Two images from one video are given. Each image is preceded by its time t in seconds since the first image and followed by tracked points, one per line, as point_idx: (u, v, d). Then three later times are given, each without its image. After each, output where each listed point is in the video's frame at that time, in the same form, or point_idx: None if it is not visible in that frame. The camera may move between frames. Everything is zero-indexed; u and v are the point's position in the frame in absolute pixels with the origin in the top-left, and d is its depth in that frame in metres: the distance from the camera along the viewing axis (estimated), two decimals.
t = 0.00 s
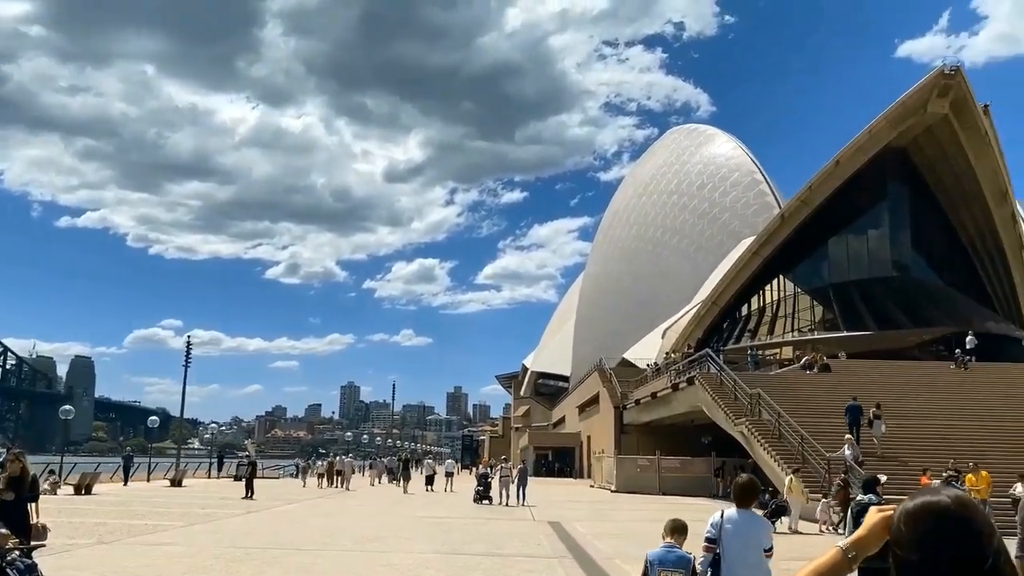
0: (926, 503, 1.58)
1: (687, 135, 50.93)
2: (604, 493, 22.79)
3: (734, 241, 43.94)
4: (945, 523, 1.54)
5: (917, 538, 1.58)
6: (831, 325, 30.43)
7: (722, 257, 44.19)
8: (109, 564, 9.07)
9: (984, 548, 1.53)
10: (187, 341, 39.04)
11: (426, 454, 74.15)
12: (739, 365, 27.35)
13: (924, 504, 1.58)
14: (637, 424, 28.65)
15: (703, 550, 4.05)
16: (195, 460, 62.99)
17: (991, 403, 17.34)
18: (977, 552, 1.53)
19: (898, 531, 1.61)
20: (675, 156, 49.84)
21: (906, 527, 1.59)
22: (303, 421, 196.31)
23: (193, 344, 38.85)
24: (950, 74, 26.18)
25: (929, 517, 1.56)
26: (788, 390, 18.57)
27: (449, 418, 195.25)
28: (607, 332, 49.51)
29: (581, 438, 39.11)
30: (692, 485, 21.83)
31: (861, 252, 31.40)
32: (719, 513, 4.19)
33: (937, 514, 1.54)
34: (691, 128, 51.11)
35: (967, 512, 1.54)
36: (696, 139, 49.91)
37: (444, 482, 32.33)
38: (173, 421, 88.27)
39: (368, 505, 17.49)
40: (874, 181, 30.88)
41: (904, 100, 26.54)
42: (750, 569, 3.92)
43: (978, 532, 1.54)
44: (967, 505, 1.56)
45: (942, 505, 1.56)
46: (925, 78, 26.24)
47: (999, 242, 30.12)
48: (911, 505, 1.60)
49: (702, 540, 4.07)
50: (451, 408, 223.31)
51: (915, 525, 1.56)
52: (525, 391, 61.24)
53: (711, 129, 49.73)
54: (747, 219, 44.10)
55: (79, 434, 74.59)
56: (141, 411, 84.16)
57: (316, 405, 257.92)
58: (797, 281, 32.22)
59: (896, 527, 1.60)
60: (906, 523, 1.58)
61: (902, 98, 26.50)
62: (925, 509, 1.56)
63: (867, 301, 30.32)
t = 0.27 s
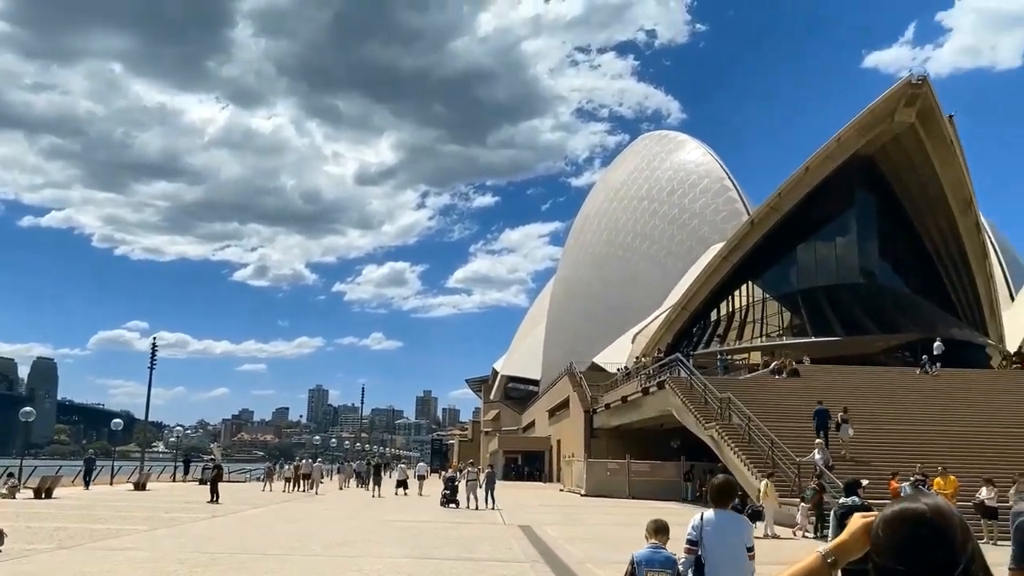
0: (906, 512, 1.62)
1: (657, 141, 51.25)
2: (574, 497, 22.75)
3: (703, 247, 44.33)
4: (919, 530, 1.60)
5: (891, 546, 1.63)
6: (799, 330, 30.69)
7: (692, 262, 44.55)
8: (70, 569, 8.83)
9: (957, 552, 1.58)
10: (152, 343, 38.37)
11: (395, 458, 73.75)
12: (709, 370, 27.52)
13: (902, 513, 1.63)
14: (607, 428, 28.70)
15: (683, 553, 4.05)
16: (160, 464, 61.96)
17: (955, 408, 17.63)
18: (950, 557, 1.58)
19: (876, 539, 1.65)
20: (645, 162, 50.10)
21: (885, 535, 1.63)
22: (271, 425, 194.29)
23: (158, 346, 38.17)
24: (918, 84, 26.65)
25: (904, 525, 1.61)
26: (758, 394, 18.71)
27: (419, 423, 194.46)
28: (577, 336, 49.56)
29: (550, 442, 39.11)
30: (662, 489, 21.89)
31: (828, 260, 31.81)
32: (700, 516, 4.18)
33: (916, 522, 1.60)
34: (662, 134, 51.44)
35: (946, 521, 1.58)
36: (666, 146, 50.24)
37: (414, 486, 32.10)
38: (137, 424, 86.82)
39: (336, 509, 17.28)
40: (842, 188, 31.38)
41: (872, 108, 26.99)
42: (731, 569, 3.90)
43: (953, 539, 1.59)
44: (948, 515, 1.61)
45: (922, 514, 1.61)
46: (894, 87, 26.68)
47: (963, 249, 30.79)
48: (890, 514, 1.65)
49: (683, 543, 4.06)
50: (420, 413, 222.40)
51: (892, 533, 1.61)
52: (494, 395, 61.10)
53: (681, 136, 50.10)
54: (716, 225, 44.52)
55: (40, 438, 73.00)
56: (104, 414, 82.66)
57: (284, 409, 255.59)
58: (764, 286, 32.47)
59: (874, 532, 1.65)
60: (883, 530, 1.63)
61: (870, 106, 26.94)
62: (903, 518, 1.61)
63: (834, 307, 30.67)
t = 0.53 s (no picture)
0: (898, 518, 1.78)
1: (629, 148, 51.51)
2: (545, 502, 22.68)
3: (674, 254, 44.65)
4: (912, 538, 1.74)
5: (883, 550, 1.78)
6: (768, 336, 30.84)
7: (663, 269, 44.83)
8: None
9: (947, 554, 1.73)
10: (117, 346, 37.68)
11: (363, 463, 73.21)
12: (679, 375, 27.63)
13: (891, 519, 1.78)
14: (577, 433, 28.70)
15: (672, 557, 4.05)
16: (123, 469, 60.91)
17: (922, 415, 17.86)
18: (940, 558, 1.74)
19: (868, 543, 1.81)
20: (617, 169, 50.31)
21: (875, 539, 1.79)
22: (238, 429, 192.01)
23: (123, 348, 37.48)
24: (887, 93, 27.09)
25: (897, 532, 1.76)
26: (728, 400, 18.79)
27: (388, 428, 193.39)
28: (547, 341, 49.54)
29: (521, 447, 39.03)
30: (632, 495, 21.92)
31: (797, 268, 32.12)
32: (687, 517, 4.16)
33: (908, 529, 1.75)
34: (634, 141, 51.70)
35: (934, 528, 1.75)
36: (637, 153, 50.53)
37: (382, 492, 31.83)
38: (101, 427, 85.38)
39: (304, 515, 17.05)
40: (812, 196, 31.84)
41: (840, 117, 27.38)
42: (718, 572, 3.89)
43: (941, 543, 1.75)
44: (937, 523, 1.77)
45: (911, 522, 1.76)
46: (863, 96, 27.09)
47: (929, 258, 31.41)
48: (880, 521, 1.80)
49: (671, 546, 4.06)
50: (390, 417, 221.17)
51: (886, 538, 1.76)
52: (464, 400, 60.88)
53: (652, 144, 50.42)
54: (686, 232, 44.89)
55: None
56: (67, 417, 81.14)
57: (252, 414, 252.77)
58: (733, 293, 32.69)
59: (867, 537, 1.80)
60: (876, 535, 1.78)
61: (839, 115, 27.35)
62: (893, 524, 1.76)
63: (803, 313, 30.95)
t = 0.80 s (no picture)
0: (883, 522, 1.88)
1: (603, 154, 51.61)
2: (517, 508, 22.53)
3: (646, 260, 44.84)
4: (895, 546, 1.84)
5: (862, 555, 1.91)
6: (739, 342, 30.77)
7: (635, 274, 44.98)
8: None
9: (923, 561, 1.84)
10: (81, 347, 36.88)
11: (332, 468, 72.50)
12: (652, 380, 27.64)
13: (880, 525, 1.88)
14: (550, 438, 28.61)
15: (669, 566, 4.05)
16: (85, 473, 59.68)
17: (893, 422, 18.00)
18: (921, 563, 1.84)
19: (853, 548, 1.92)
20: (591, 174, 50.36)
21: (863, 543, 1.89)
22: (205, 432, 189.45)
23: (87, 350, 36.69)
24: (859, 102, 27.43)
25: (883, 539, 1.86)
26: (702, 406, 18.78)
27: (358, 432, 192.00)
28: (520, 346, 49.39)
29: (492, 452, 38.84)
30: (604, 500, 21.86)
31: (769, 275, 32.31)
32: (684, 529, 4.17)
33: (890, 535, 1.85)
34: (608, 147, 51.79)
35: (910, 534, 1.85)
36: (610, 159, 50.64)
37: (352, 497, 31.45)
38: (63, 430, 83.70)
39: (274, 521, 16.74)
40: (784, 204, 32.17)
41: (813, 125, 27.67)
42: None
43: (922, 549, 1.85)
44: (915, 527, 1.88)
45: (896, 526, 1.86)
46: (836, 105, 27.41)
47: (899, 266, 31.85)
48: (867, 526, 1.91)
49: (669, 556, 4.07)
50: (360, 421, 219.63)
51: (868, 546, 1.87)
52: (436, 405, 60.53)
53: (625, 150, 50.56)
54: (659, 239, 45.19)
55: None
56: (28, 420, 79.43)
57: (220, 417, 249.68)
58: (705, 299, 32.78)
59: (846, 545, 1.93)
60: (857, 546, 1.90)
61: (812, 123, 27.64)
62: (882, 529, 1.86)
63: (775, 319, 31.10)
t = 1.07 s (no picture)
0: (861, 529, 1.96)
1: (577, 159, 51.71)
2: (489, 513, 22.42)
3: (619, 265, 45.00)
4: (873, 557, 1.92)
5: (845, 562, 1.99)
6: (710, 347, 30.79)
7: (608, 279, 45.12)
8: None
9: None
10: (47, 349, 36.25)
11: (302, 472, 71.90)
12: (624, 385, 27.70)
13: (862, 529, 1.95)
14: (522, 442, 28.58)
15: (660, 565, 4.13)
16: (50, 476, 58.65)
17: (862, 428, 18.17)
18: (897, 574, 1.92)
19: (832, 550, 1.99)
20: (564, 179, 50.43)
21: (847, 543, 1.97)
22: (173, 436, 187.01)
23: (53, 351, 36.06)
24: (829, 111, 27.78)
25: (863, 548, 1.93)
26: (674, 410, 18.82)
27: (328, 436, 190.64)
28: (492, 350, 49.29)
29: (464, 457, 38.72)
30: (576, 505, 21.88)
31: (740, 281, 32.54)
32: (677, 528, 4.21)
33: (869, 546, 1.92)
34: (581, 153, 51.91)
35: (889, 542, 1.92)
36: (583, 164, 50.78)
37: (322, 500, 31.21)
38: (28, 433, 82.23)
39: (243, 525, 16.54)
40: (755, 211, 32.51)
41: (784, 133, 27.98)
42: None
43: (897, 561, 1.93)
44: (888, 536, 1.96)
45: (875, 534, 1.94)
46: (807, 113, 27.73)
47: (867, 274, 32.30)
48: (852, 527, 1.97)
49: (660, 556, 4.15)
50: (331, 425, 218.04)
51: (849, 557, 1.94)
52: (407, 409, 60.22)
53: (598, 155, 50.71)
54: (631, 244, 45.29)
55: None
56: None
57: (188, 420, 246.55)
58: (677, 304, 32.94)
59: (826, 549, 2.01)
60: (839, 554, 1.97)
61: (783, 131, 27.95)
62: (862, 535, 1.94)
63: (746, 325, 31.30)
